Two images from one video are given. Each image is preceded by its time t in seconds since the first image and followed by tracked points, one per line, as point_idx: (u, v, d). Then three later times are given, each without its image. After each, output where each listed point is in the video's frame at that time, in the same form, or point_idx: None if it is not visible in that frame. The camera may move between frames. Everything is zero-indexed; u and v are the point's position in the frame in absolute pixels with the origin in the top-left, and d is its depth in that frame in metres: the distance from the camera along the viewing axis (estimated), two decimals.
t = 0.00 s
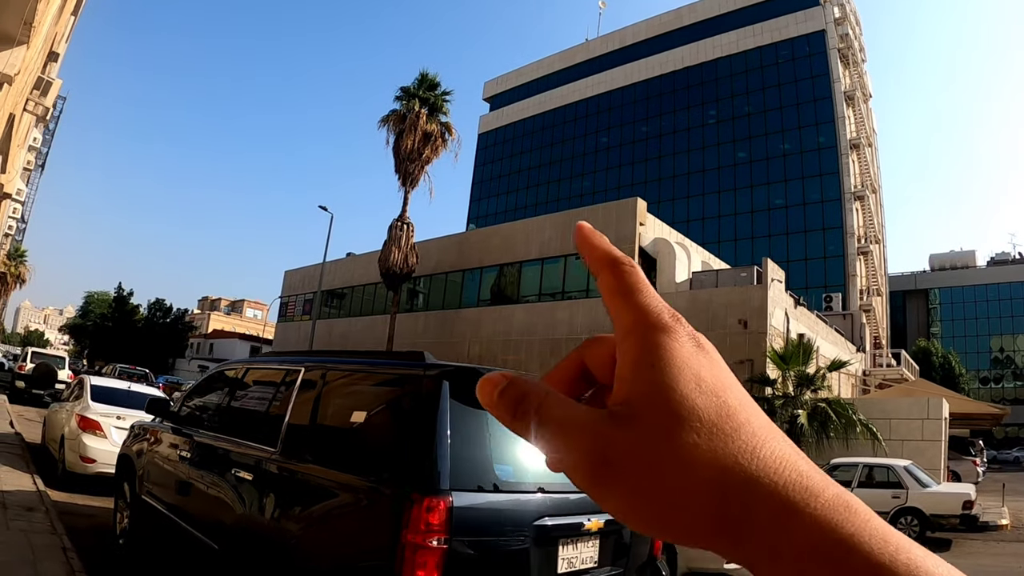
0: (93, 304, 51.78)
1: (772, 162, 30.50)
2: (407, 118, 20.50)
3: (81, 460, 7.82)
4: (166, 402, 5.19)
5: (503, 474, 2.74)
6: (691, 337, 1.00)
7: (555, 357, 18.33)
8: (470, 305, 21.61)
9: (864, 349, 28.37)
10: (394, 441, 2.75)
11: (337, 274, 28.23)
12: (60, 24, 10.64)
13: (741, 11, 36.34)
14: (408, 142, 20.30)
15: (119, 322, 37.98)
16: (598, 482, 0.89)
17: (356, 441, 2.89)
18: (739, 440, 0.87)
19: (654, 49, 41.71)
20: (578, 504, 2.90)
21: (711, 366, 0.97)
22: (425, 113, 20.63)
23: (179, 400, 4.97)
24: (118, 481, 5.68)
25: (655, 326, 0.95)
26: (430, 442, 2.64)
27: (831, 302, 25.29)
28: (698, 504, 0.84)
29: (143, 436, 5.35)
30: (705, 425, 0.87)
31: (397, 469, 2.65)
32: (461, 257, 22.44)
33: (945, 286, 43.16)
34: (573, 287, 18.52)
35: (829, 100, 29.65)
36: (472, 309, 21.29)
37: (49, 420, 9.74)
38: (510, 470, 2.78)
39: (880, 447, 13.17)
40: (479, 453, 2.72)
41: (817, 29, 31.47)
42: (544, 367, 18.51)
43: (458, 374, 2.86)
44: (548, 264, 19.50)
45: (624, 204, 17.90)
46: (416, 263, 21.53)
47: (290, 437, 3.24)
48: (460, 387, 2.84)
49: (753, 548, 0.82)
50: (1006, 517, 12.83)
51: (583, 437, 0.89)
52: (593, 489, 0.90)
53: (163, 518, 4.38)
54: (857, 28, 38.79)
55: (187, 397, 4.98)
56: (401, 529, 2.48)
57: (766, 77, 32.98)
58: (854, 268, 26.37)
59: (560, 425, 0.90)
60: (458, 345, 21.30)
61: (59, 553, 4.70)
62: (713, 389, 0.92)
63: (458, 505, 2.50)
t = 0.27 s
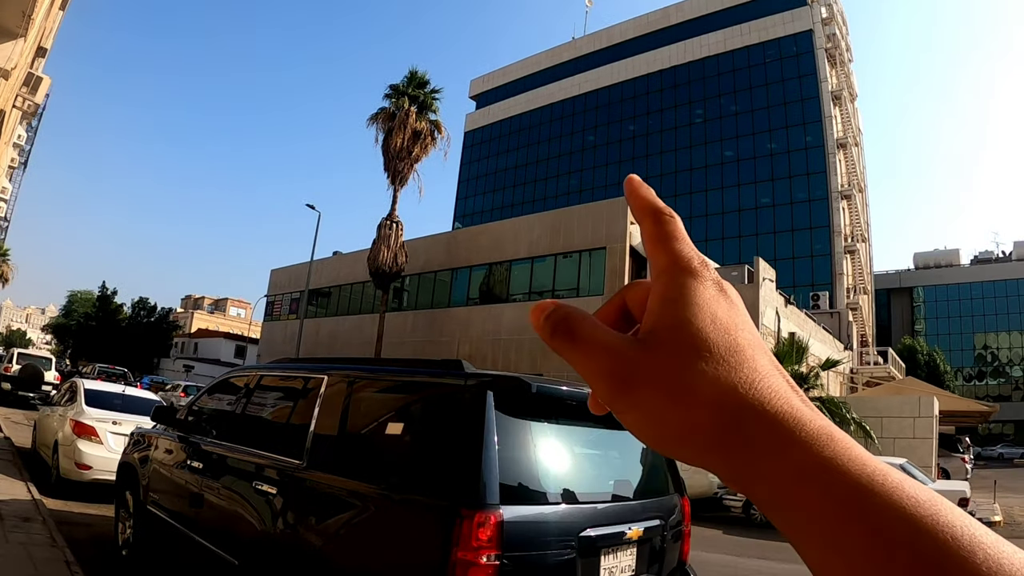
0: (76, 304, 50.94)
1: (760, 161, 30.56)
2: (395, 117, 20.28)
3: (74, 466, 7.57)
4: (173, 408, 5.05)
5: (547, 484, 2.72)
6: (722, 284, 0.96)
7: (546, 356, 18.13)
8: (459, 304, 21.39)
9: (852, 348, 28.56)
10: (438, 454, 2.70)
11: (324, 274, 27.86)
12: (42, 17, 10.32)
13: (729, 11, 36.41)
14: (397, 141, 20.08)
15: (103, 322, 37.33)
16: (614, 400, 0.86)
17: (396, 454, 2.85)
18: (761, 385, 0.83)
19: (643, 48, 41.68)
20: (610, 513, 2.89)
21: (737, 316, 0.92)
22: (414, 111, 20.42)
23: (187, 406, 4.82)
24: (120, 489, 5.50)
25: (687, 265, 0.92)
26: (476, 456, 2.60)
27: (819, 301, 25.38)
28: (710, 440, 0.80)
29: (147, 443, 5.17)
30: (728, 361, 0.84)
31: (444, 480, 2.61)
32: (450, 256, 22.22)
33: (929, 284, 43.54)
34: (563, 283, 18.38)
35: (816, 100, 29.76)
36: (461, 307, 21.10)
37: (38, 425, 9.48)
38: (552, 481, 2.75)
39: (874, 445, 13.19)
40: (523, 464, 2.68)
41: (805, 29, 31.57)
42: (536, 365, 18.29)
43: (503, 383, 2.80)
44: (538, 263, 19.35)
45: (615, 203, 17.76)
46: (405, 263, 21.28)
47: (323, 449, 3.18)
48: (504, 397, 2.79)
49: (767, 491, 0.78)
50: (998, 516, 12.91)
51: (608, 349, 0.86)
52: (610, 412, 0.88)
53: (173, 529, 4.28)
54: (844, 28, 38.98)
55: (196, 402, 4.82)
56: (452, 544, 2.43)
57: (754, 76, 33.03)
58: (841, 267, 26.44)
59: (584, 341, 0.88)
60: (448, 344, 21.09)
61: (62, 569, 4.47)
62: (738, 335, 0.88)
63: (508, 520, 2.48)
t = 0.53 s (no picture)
0: (41, 300, 49.45)
1: (733, 161, 30.79)
2: (370, 111, 19.99)
3: (51, 468, 7.24)
4: (160, 408, 4.84)
5: (573, 487, 2.67)
6: (750, 259, 0.95)
7: (521, 353, 18.05)
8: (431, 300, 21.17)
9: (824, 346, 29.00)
10: (463, 454, 2.60)
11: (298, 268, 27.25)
12: None
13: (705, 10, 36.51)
14: (372, 136, 19.78)
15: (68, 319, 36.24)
16: (645, 375, 0.89)
17: (412, 459, 2.73)
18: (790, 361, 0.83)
19: (621, 45, 41.75)
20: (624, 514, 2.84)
21: (766, 290, 0.92)
22: (390, 106, 20.13)
23: (174, 407, 4.61)
24: (100, 493, 5.26)
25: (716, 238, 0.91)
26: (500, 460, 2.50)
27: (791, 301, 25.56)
28: (739, 413, 0.82)
29: (130, 445, 4.95)
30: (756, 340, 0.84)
31: (471, 482, 2.52)
32: (423, 251, 21.94)
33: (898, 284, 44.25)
34: (537, 281, 18.34)
35: (789, 101, 30.02)
36: (434, 304, 20.90)
37: (6, 425, 9.09)
38: (574, 483, 2.69)
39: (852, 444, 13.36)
40: (548, 467, 2.60)
41: (779, 30, 31.81)
42: (509, 363, 18.24)
43: (529, 381, 2.69)
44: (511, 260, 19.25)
45: (591, 200, 17.66)
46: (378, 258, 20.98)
47: (329, 455, 3.06)
48: (529, 398, 2.69)
49: (796, 460, 0.80)
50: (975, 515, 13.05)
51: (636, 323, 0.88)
52: (638, 386, 0.90)
53: (161, 535, 4.11)
54: (818, 28, 39.39)
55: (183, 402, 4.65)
56: (480, 549, 2.35)
57: (729, 76, 33.22)
58: (812, 266, 26.68)
59: (612, 316, 0.90)
60: (420, 341, 20.85)
61: None
62: (765, 309, 0.88)
63: (539, 525, 2.41)
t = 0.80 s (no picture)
0: None
1: (692, 160, 31.22)
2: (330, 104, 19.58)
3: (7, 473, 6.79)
4: (130, 411, 4.60)
5: (595, 491, 2.58)
6: (686, 294, 0.98)
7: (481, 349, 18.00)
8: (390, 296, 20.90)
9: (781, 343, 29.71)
10: (485, 459, 2.48)
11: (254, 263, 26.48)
12: None
13: (666, 10, 36.93)
14: (331, 129, 19.37)
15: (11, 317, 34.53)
16: (602, 415, 0.88)
17: (426, 464, 2.60)
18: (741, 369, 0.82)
19: (585, 42, 41.86)
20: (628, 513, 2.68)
21: (718, 320, 0.93)
22: (350, 99, 19.76)
23: (146, 409, 4.37)
24: (66, 499, 5.02)
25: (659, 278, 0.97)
26: (526, 462, 2.41)
27: (748, 298, 26.01)
28: (709, 423, 0.78)
29: (98, 449, 4.68)
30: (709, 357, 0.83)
31: (498, 488, 2.40)
32: (382, 246, 21.62)
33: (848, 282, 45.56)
34: (496, 278, 18.32)
35: (747, 101, 30.53)
36: (392, 301, 20.65)
37: None
38: (589, 480, 2.58)
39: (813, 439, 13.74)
40: (571, 469, 2.51)
41: (739, 31, 32.36)
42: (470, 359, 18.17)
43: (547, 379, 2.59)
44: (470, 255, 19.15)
45: (553, 196, 17.66)
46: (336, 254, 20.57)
47: (331, 460, 2.90)
48: (552, 399, 2.59)
49: (780, 485, 0.72)
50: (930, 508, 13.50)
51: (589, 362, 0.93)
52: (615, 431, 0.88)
53: (139, 548, 3.90)
54: (776, 30, 40.21)
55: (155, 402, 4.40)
56: (515, 560, 2.23)
57: (688, 75, 33.62)
58: (768, 265, 27.14)
59: (578, 379, 0.92)
60: (379, 337, 20.56)
61: None
62: (714, 334, 0.88)
63: (573, 532, 2.33)
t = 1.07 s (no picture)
0: None
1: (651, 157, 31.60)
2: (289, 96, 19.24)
3: None
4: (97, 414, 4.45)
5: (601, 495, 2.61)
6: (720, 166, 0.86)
7: (441, 345, 18.04)
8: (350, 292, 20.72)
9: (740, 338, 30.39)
10: (494, 466, 2.46)
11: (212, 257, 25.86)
12: None
13: (629, 8, 37.17)
14: (291, 121, 19.05)
15: None
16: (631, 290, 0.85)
17: (430, 472, 2.57)
18: (868, 333, 0.69)
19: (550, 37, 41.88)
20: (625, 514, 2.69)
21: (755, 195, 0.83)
22: (310, 91, 19.45)
23: (112, 411, 4.29)
24: (26, 506, 4.90)
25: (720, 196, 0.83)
26: (538, 469, 2.38)
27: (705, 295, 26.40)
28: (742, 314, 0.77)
29: (66, 453, 4.55)
30: (811, 324, 0.72)
31: (511, 496, 2.37)
32: (341, 239, 21.42)
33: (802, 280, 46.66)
34: (455, 274, 18.35)
35: (707, 99, 30.96)
36: (350, 296, 20.49)
37: None
38: (594, 483, 2.60)
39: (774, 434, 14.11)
40: (580, 474, 2.52)
41: (700, 30, 32.83)
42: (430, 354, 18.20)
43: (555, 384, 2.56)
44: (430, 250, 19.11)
45: (514, 192, 17.72)
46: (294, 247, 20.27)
47: (325, 469, 2.85)
48: (562, 405, 2.60)
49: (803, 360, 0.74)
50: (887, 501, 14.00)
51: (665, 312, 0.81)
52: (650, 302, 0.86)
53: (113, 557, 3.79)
54: (736, 30, 40.90)
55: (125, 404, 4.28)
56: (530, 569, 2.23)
57: (649, 73, 33.96)
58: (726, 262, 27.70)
59: (602, 255, 0.87)
60: (338, 332, 20.38)
61: None
62: (751, 214, 0.79)
63: (586, 539, 2.34)
